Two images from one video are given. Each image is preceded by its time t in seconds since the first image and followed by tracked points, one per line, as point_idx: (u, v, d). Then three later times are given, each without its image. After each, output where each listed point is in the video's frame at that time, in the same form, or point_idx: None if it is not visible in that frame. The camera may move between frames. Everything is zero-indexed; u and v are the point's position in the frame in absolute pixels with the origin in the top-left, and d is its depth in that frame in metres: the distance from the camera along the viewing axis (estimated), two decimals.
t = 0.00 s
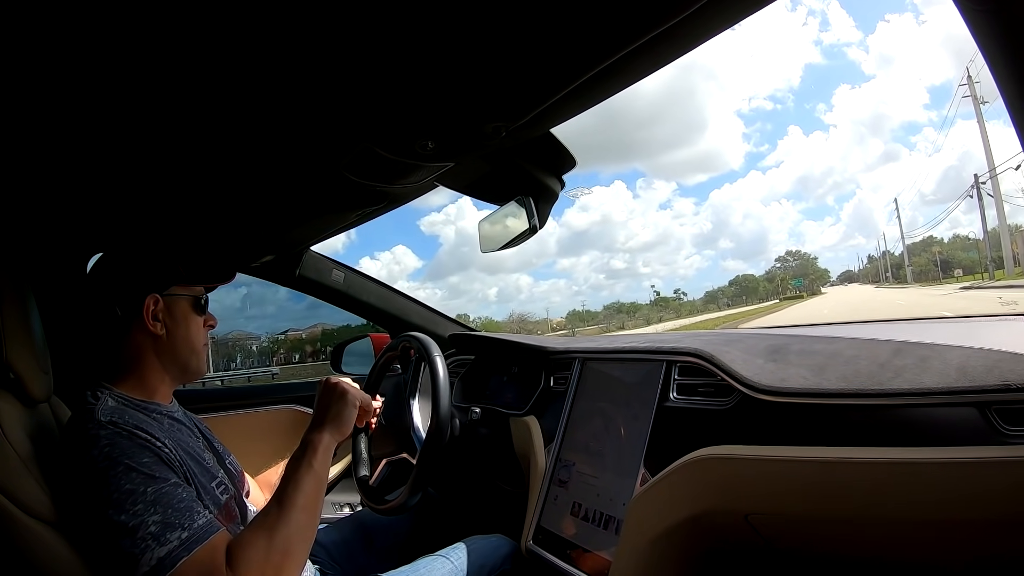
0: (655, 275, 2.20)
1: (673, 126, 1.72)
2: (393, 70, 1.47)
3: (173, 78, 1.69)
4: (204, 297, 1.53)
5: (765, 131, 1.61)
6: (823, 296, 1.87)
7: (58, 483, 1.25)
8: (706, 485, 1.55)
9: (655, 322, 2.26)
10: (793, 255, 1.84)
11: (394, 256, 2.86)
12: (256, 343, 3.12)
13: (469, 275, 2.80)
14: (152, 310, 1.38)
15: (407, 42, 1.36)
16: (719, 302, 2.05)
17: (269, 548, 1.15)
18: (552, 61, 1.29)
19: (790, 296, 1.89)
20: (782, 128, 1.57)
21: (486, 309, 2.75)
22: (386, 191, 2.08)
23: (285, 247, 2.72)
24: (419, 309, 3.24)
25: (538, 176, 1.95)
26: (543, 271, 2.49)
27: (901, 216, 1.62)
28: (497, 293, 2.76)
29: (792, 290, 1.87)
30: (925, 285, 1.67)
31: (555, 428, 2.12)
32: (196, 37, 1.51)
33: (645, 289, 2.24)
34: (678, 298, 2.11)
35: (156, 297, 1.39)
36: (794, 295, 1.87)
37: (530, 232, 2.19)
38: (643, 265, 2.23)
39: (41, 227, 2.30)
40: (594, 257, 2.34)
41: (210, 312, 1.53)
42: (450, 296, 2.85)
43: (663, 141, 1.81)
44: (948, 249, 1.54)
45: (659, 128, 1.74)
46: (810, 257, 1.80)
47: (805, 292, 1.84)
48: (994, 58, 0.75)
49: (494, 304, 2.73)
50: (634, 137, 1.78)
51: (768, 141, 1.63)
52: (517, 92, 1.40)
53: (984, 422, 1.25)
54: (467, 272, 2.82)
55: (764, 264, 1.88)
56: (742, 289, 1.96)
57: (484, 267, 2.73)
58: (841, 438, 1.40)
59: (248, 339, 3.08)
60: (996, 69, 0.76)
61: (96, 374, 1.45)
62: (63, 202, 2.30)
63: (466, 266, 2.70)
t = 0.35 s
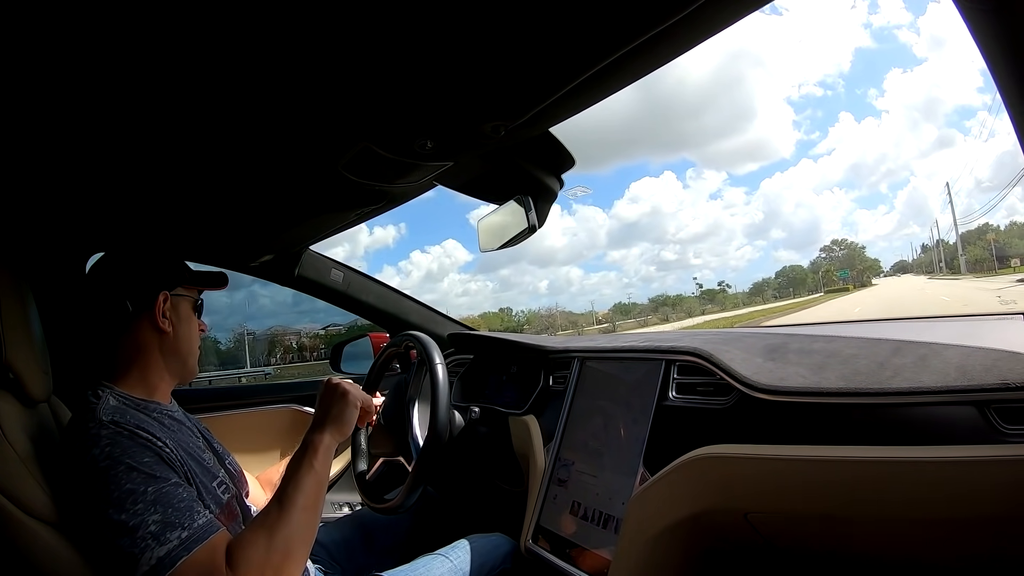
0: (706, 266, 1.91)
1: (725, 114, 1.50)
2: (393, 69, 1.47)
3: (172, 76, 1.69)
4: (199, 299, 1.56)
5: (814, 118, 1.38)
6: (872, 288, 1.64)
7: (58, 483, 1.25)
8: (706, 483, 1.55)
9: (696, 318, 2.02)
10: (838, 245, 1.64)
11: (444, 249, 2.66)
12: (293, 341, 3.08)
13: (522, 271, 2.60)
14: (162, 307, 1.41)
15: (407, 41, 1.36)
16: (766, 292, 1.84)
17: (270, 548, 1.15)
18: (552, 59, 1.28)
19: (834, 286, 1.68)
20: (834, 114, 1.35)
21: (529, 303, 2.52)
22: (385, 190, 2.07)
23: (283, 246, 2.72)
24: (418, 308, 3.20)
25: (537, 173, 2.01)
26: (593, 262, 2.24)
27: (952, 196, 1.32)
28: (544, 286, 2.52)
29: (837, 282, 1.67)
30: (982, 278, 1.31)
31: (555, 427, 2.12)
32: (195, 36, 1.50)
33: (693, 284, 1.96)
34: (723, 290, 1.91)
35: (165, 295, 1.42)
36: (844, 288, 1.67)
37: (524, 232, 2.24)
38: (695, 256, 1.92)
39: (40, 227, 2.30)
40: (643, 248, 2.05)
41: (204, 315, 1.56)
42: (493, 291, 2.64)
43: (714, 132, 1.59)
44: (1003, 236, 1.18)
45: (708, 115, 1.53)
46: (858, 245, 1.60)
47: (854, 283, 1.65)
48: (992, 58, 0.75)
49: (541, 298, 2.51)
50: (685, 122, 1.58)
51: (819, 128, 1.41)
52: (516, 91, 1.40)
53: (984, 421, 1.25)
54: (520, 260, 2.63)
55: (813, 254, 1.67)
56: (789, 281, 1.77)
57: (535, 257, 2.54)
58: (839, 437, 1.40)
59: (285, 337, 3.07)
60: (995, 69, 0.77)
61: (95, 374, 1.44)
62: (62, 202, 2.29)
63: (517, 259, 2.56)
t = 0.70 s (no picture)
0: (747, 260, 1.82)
1: (762, 105, 1.46)
2: (389, 70, 1.47)
3: (167, 76, 1.68)
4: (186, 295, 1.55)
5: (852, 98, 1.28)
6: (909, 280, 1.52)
7: (57, 486, 1.25)
8: (703, 484, 1.56)
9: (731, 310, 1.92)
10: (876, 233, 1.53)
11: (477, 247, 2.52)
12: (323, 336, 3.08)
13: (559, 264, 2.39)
14: (147, 310, 1.41)
15: (404, 42, 1.36)
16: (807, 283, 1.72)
17: (268, 549, 1.15)
18: (549, 59, 1.28)
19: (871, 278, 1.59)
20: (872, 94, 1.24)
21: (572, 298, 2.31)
22: (381, 191, 2.07)
23: (280, 247, 2.71)
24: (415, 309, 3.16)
25: (533, 176, 2.04)
26: (633, 255, 2.06)
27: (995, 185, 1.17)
28: (585, 280, 2.25)
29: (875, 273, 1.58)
30: None
31: (552, 429, 2.12)
32: (190, 37, 1.50)
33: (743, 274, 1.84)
34: (760, 281, 1.80)
35: (149, 297, 1.41)
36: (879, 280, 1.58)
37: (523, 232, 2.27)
38: (737, 247, 1.85)
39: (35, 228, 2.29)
40: (684, 239, 1.90)
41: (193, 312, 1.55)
42: (534, 284, 2.53)
43: (751, 122, 1.55)
44: None
45: (746, 104, 1.49)
46: (898, 236, 1.49)
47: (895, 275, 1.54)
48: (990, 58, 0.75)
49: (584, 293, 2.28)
50: (720, 113, 1.55)
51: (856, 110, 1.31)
52: (514, 91, 1.40)
53: (980, 421, 1.25)
54: (561, 252, 2.38)
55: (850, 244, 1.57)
56: (827, 273, 1.65)
57: (575, 249, 2.31)
58: (834, 437, 1.40)
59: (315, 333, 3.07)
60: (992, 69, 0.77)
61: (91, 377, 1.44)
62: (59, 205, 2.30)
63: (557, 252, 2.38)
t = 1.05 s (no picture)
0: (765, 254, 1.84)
1: (781, 94, 1.47)
2: (392, 72, 1.47)
3: (171, 80, 1.68)
4: (192, 299, 1.53)
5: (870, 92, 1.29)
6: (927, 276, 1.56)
7: (66, 493, 1.25)
8: (707, 485, 1.55)
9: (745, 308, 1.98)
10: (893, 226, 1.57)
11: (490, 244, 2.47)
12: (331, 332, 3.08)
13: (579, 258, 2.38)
14: (135, 321, 1.39)
15: (406, 44, 1.36)
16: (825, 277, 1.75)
17: (277, 549, 1.15)
18: (551, 61, 1.29)
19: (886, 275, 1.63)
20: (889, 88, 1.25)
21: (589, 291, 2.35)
22: (386, 194, 2.08)
23: (285, 250, 2.72)
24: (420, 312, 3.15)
25: (536, 176, 2.04)
26: (651, 249, 2.10)
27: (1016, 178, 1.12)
28: (604, 273, 2.32)
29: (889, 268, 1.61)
30: None
31: (556, 429, 2.12)
32: (194, 41, 1.50)
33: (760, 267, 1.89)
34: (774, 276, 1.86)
35: (137, 308, 1.39)
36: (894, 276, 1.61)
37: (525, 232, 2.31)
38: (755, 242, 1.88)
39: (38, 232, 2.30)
40: (703, 233, 2.03)
41: (199, 314, 1.53)
42: (552, 278, 2.48)
43: (769, 115, 1.57)
44: None
45: (767, 97, 1.50)
46: (914, 229, 1.52)
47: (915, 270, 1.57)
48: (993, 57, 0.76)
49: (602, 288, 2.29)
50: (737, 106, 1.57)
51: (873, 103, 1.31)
52: (516, 93, 1.40)
53: (985, 419, 1.25)
54: (579, 247, 2.35)
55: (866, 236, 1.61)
56: (845, 267, 1.70)
57: (593, 244, 2.28)
58: (839, 437, 1.40)
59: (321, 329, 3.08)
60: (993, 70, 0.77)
61: (95, 381, 1.44)
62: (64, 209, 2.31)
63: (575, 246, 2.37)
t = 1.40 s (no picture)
0: (775, 250, 1.74)
1: (790, 91, 1.41)
2: (413, 71, 1.48)
3: (196, 81, 1.70)
4: (215, 300, 1.53)
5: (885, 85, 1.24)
6: (931, 276, 1.52)
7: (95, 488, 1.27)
8: (733, 484, 1.54)
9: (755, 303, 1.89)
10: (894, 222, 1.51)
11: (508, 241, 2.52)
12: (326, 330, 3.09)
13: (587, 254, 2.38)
14: (148, 323, 1.41)
15: (426, 43, 1.37)
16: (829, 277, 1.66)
17: (300, 542, 1.16)
18: (569, 59, 1.28)
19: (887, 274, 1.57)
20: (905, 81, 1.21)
21: (596, 289, 2.25)
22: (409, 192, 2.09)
23: (308, 249, 2.74)
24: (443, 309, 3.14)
25: (561, 175, 2.04)
26: (660, 246, 2.00)
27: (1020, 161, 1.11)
28: (612, 270, 2.19)
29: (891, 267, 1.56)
30: None
31: (580, 427, 2.12)
32: (220, 42, 1.52)
33: (762, 265, 1.81)
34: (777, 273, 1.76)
35: (149, 311, 1.41)
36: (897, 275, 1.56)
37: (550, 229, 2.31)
38: (765, 238, 1.77)
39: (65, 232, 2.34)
40: (712, 230, 1.93)
41: (223, 315, 1.54)
42: (560, 275, 2.47)
43: (777, 113, 1.52)
44: None
45: (775, 93, 1.46)
46: (921, 225, 1.46)
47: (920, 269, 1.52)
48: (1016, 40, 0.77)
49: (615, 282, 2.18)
50: (748, 104, 1.51)
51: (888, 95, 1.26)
52: (536, 90, 1.40)
53: (1013, 417, 1.22)
54: (587, 244, 2.38)
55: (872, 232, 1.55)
56: (849, 266, 1.61)
57: (602, 240, 2.27)
58: (865, 436, 1.38)
59: (315, 324, 3.10)
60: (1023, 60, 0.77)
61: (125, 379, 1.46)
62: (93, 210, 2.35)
63: (584, 244, 2.38)
